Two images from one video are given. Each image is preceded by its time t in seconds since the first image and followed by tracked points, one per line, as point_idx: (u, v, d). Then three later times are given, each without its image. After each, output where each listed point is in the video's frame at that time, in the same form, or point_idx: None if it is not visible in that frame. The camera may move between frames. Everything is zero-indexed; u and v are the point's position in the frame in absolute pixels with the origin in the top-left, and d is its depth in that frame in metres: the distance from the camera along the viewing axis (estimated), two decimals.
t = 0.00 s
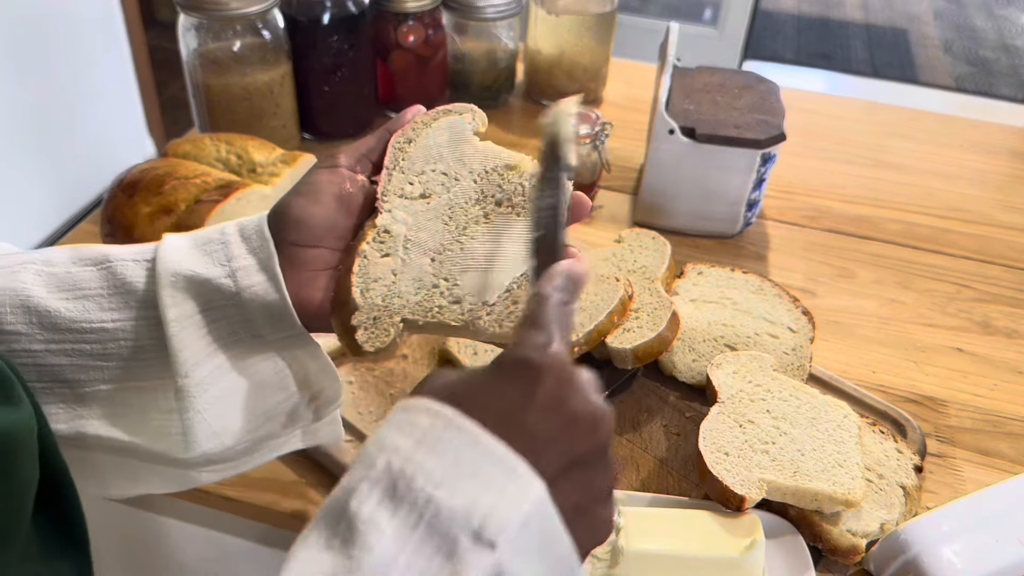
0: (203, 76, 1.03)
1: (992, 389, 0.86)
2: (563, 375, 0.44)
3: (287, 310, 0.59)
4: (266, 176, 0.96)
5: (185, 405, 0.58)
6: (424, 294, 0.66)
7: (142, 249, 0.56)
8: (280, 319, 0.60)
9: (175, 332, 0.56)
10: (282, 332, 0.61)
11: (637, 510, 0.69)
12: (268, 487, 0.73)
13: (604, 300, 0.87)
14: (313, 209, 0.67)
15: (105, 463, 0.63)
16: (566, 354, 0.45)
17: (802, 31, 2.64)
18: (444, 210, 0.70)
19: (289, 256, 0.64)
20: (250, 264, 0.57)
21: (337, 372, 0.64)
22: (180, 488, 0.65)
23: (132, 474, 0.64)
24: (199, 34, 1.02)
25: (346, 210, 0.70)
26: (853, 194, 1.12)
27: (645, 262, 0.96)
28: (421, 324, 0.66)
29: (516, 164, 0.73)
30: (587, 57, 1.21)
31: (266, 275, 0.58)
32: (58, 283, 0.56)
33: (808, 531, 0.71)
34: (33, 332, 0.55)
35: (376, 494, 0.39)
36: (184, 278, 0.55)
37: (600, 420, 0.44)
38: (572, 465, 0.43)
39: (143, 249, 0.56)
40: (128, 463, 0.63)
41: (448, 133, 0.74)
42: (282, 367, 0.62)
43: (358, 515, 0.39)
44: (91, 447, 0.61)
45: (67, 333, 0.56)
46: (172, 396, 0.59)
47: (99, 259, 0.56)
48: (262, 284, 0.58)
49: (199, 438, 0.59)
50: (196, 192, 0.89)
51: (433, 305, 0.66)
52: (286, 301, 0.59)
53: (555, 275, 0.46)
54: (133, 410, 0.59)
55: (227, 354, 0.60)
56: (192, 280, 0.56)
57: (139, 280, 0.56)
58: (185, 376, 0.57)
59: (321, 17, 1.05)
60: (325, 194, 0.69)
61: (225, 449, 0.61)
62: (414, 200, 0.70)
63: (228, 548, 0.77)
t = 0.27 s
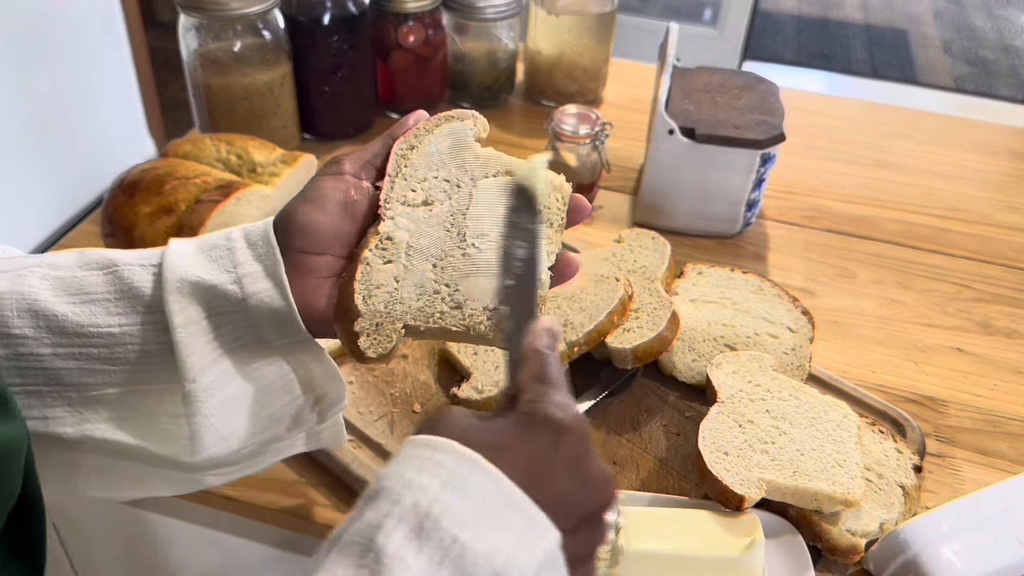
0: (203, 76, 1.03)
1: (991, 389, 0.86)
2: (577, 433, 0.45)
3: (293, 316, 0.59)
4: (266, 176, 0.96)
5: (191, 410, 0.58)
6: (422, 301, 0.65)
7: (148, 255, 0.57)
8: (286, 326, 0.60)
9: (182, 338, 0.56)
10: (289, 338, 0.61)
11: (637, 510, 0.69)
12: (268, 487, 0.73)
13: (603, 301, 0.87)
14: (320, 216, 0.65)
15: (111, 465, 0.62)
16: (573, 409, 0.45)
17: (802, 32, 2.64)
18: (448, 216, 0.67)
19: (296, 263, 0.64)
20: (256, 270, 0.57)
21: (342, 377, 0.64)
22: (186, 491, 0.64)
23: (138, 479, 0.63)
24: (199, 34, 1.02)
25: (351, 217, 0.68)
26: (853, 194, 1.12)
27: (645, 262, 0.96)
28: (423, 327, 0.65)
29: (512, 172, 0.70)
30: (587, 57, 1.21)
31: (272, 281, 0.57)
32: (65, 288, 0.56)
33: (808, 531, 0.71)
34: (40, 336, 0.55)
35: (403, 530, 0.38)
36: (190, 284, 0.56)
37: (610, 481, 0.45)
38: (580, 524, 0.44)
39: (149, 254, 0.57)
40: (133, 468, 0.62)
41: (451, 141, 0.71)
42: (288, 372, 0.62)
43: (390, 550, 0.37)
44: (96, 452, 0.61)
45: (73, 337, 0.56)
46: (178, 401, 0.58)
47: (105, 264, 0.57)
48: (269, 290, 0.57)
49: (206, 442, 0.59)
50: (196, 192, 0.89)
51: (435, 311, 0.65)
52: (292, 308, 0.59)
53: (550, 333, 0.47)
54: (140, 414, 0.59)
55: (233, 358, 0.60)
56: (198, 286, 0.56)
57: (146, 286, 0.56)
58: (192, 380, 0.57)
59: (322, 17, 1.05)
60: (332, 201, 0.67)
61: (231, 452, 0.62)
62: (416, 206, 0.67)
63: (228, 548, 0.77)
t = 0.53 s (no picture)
0: (203, 76, 1.03)
1: (991, 389, 0.86)
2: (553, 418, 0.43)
3: (291, 306, 0.59)
4: (267, 176, 0.96)
5: (188, 401, 0.57)
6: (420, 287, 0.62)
7: (147, 250, 0.57)
8: (284, 317, 0.59)
9: (179, 328, 0.56)
10: (286, 329, 0.60)
11: (637, 510, 0.69)
12: (268, 487, 0.73)
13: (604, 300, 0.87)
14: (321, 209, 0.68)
15: (112, 458, 0.63)
16: (557, 401, 0.44)
17: (802, 31, 2.64)
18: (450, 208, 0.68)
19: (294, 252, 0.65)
20: (254, 261, 0.58)
21: (339, 369, 0.62)
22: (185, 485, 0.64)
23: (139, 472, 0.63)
24: (200, 34, 1.02)
25: (351, 214, 0.71)
26: (853, 194, 1.12)
27: (645, 262, 0.96)
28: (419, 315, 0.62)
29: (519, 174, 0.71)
30: (587, 57, 1.21)
31: (270, 274, 0.58)
32: (62, 282, 0.56)
33: (808, 531, 0.71)
34: (37, 330, 0.56)
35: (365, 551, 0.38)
36: (188, 274, 0.56)
37: (612, 474, 0.44)
38: (584, 531, 0.42)
39: (149, 250, 0.58)
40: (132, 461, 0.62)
41: (452, 143, 0.75)
42: (286, 364, 0.61)
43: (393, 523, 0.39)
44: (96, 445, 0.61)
45: (71, 330, 0.56)
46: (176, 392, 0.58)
47: (103, 259, 0.57)
48: (266, 280, 0.58)
49: (203, 433, 0.58)
50: (196, 192, 0.89)
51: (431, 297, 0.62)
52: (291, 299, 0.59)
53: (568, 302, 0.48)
54: (138, 407, 0.59)
55: (230, 350, 0.60)
56: (195, 277, 0.56)
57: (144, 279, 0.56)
58: (189, 371, 0.57)
59: (322, 17, 1.05)
60: (331, 196, 0.70)
61: (229, 445, 0.61)
62: (417, 203, 0.69)
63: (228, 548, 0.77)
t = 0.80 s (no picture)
0: (203, 76, 1.03)
1: (991, 389, 0.86)
2: (447, 497, 0.44)
3: (293, 287, 0.59)
4: (266, 176, 0.96)
5: (186, 386, 0.58)
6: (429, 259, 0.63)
7: (146, 239, 0.58)
8: (285, 301, 0.60)
9: (177, 313, 0.56)
10: (286, 314, 0.61)
11: (637, 510, 0.69)
12: (268, 487, 0.73)
13: (604, 300, 0.87)
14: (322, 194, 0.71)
15: (110, 447, 0.64)
16: (453, 483, 0.45)
17: (802, 31, 2.64)
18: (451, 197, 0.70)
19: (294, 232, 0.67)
20: (255, 244, 0.58)
21: (339, 354, 0.63)
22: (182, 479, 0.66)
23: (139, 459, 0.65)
24: (200, 34, 1.02)
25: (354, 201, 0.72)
26: (853, 194, 1.12)
27: (645, 262, 0.96)
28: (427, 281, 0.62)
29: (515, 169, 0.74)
30: (587, 57, 1.21)
31: (271, 253, 0.58)
32: (60, 272, 0.57)
33: (808, 531, 0.71)
34: (34, 320, 0.56)
35: None
36: (188, 259, 0.56)
37: (512, 547, 0.43)
38: None
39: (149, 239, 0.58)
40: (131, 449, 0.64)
41: (447, 144, 0.76)
42: (286, 349, 0.62)
43: None
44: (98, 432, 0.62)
45: (69, 319, 0.57)
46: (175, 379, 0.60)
47: (103, 250, 0.58)
48: (266, 261, 0.58)
49: (201, 418, 0.59)
50: (197, 192, 0.89)
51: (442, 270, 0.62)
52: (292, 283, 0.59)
53: (501, 386, 0.50)
54: (137, 394, 0.60)
55: (230, 335, 0.60)
56: (196, 262, 0.57)
57: (144, 265, 0.57)
58: (186, 356, 0.57)
59: (322, 17, 1.05)
60: (333, 181, 0.72)
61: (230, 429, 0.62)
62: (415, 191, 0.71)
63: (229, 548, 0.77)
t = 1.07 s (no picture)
0: (203, 76, 1.03)
1: (992, 389, 0.86)
2: (382, 505, 0.42)
3: (310, 302, 0.60)
4: (267, 176, 0.96)
5: (204, 400, 0.59)
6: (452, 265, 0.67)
7: (161, 248, 0.58)
8: (301, 315, 0.61)
9: (195, 328, 0.57)
10: (300, 326, 0.62)
11: (636, 510, 0.69)
12: (268, 487, 0.73)
13: (603, 300, 0.87)
14: (336, 205, 0.70)
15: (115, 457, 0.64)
16: (390, 490, 0.42)
17: (802, 31, 2.64)
18: (462, 203, 0.73)
19: (314, 245, 0.67)
20: (272, 259, 0.59)
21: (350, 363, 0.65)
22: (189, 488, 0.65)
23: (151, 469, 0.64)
24: (200, 34, 1.02)
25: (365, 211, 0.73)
26: (853, 194, 1.13)
27: (645, 262, 0.96)
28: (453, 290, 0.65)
29: (521, 170, 0.78)
30: (587, 57, 1.21)
31: (288, 269, 0.59)
32: (76, 283, 0.57)
33: (808, 531, 0.71)
34: (51, 330, 0.57)
35: None
36: (207, 275, 0.57)
37: (456, 556, 0.42)
38: None
39: (162, 249, 0.58)
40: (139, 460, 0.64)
41: (450, 146, 0.78)
42: (300, 362, 0.63)
43: None
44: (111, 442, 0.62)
45: (85, 331, 0.57)
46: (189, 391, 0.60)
47: (118, 259, 0.58)
48: (284, 276, 0.59)
49: (216, 431, 0.60)
50: (197, 192, 0.89)
51: (465, 276, 0.67)
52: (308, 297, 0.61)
53: (424, 379, 0.47)
54: (151, 405, 0.61)
55: (246, 349, 0.61)
56: (214, 277, 0.57)
57: (160, 278, 0.57)
58: (203, 372, 0.58)
59: (322, 17, 1.05)
60: (347, 191, 0.72)
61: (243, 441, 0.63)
62: (427, 197, 0.73)
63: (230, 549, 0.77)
